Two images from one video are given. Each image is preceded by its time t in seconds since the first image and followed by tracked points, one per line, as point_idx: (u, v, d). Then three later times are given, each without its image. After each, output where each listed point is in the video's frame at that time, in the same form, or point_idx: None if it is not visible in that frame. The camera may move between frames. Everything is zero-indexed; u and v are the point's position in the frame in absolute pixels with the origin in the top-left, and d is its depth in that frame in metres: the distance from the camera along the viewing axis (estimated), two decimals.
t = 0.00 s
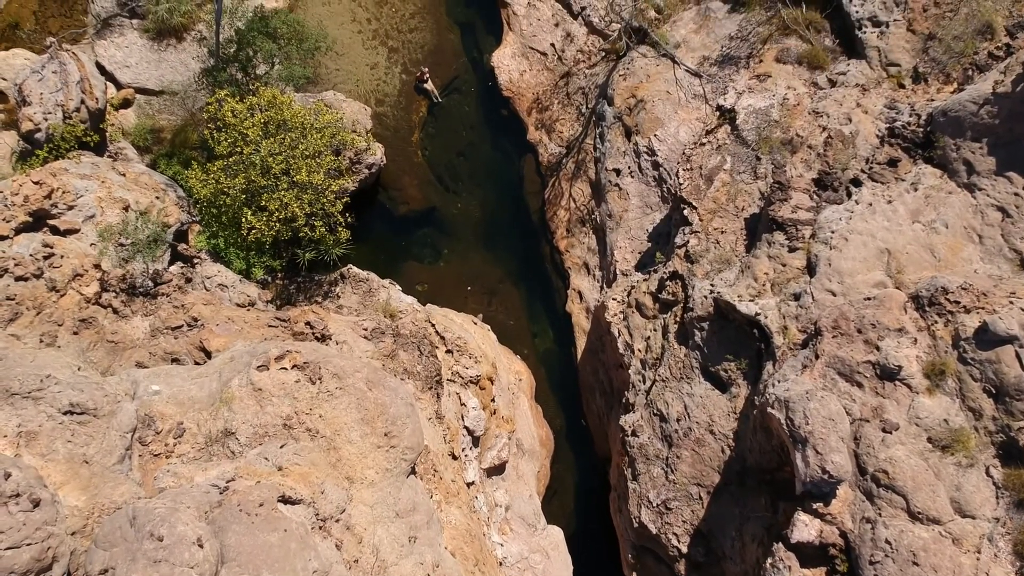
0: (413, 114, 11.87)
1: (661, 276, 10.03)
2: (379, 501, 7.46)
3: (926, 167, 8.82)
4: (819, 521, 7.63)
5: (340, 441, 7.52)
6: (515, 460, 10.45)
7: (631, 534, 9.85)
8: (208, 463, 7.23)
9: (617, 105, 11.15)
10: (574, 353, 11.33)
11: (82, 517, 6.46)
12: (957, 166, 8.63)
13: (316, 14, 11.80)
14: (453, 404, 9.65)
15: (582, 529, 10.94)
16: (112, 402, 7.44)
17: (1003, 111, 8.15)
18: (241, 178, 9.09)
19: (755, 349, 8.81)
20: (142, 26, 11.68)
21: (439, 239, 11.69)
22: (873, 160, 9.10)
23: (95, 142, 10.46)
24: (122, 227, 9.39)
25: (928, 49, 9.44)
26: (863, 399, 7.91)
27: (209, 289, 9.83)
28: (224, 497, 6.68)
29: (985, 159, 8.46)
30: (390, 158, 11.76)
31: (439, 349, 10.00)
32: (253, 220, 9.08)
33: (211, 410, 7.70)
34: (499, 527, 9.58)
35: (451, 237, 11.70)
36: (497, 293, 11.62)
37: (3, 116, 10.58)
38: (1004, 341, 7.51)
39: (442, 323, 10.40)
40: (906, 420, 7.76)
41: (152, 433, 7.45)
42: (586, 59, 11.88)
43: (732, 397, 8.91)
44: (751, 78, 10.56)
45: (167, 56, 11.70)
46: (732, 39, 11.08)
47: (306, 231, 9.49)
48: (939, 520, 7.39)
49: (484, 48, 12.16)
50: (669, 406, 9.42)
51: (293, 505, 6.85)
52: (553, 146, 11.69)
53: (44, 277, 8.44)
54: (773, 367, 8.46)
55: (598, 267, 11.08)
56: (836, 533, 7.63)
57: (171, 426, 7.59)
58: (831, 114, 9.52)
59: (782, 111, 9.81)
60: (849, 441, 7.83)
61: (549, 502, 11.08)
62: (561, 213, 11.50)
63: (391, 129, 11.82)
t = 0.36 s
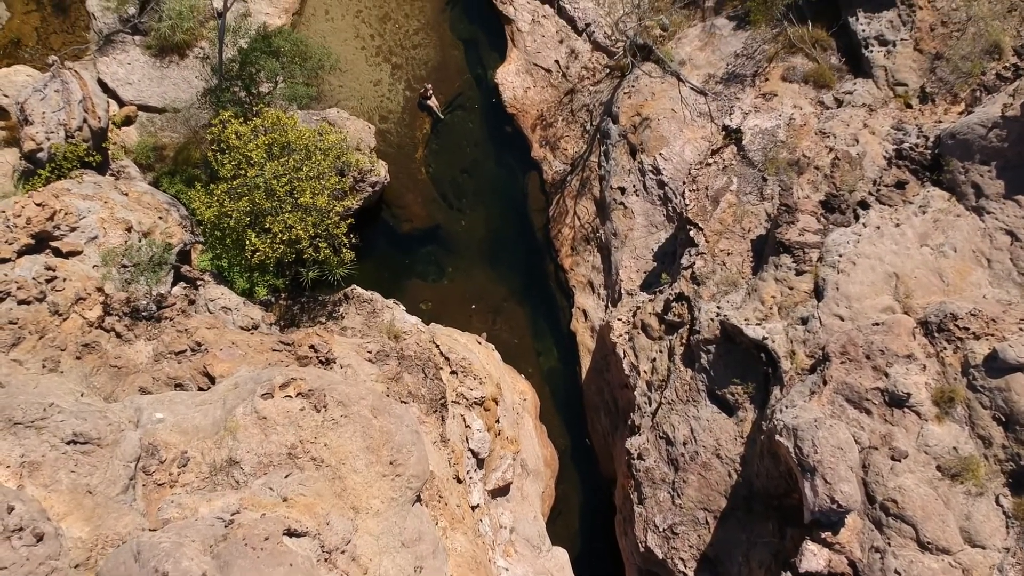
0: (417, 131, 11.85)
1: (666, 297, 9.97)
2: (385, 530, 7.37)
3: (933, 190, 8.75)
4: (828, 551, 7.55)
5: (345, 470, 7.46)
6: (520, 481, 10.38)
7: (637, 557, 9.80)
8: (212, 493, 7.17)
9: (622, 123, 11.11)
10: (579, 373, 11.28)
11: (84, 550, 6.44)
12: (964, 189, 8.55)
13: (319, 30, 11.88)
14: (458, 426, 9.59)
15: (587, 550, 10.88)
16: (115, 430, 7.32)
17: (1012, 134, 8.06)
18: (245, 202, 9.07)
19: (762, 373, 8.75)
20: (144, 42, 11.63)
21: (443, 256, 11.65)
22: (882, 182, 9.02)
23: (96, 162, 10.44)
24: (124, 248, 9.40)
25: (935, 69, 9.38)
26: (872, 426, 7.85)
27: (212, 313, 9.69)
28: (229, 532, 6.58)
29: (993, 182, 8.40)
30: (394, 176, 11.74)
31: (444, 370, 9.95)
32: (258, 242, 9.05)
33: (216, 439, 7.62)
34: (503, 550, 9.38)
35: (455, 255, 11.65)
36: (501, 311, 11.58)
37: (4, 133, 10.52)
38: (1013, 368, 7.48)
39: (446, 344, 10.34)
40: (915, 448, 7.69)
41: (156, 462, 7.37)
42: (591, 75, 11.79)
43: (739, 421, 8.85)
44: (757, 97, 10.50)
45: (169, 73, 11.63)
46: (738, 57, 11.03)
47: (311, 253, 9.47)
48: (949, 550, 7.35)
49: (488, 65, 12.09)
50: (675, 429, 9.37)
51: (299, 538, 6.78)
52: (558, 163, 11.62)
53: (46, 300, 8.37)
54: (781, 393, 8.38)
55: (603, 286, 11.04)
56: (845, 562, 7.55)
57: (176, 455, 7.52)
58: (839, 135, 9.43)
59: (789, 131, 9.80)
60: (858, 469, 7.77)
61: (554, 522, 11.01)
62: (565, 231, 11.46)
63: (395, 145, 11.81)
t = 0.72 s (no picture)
0: (421, 147, 11.80)
1: (674, 318, 9.94)
2: (392, 560, 7.22)
3: (943, 212, 8.59)
4: None
5: (352, 498, 7.38)
6: (525, 501, 10.34)
7: None
8: (218, 523, 7.12)
9: (628, 141, 11.07)
10: (584, 391, 11.23)
11: None
12: (974, 212, 8.41)
13: (323, 46, 11.85)
14: (464, 447, 9.52)
15: (593, 570, 10.84)
16: (120, 459, 7.28)
17: (1021, 157, 7.92)
18: (250, 224, 9.05)
19: (770, 396, 8.68)
20: (148, 58, 11.57)
21: (447, 273, 11.62)
22: (890, 204, 8.89)
23: (100, 180, 10.34)
24: (128, 270, 9.29)
25: (943, 88, 9.26)
26: (882, 453, 7.79)
27: (217, 334, 9.71)
28: (236, 565, 6.50)
29: (1003, 206, 8.26)
30: (399, 193, 11.70)
31: (449, 391, 9.90)
32: (263, 264, 9.04)
33: (222, 467, 7.55)
34: (510, 571, 9.27)
35: (459, 272, 11.62)
36: (506, 328, 11.54)
37: (7, 150, 10.50)
38: None
39: (451, 363, 10.28)
40: (926, 475, 7.63)
41: (162, 490, 7.30)
42: (596, 92, 11.74)
43: (748, 444, 8.80)
44: (764, 116, 10.52)
45: (172, 90, 11.58)
46: (744, 74, 10.98)
47: (316, 274, 9.45)
48: None
49: (492, 80, 12.03)
50: (682, 451, 9.33)
51: (306, 569, 6.76)
52: (564, 180, 11.58)
53: (50, 324, 8.34)
54: (790, 416, 8.29)
55: (609, 304, 10.99)
56: None
57: (181, 483, 7.43)
58: (846, 155, 9.36)
59: (796, 151, 9.73)
60: (868, 496, 7.72)
61: (559, 542, 10.96)
62: (571, 248, 11.40)
63: (399, 162, 11.76)
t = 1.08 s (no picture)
0: (427, 164, 11.78)
1: (680, 339, 9.89)
2: None
3: (952, 236, 8.49)
4: None
5: (359, 527, 7.33)
6: (531, 522, 10.30)
7: None
8: (223, 553, 7.06)
9: (634, 159, 11.04)
10: (590, 410, 11.20)
11: None
12: (983, 235, 8.28)
13: (328, 63, 11.81)
14: (470, 469, 9.45)
15: None
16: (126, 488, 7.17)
17: None
18: (255, 247, 9.03)
19: (778, 421, 8.62)
20: (151, 75, 11.52)
21: (452, 291, 11.62)
22: (898, 226, 8.81)
23: (104, 201, 10.32)
24: (133, 292, 9.24)
25: (952, 108, 9.19)
26: (892, 480, 7.67)
27: (222, 357, 9.62)
28: None
29: (1013, 229, 8.12)
30: (404, 211, 11.68)
31: (455, 412, 9.88)
32: (268, 287, 9.01)
33: (227, 495, 7.54)
34: None
35: (464, 290, 11.62)
36: (511, 347, 11.51)
37: (10, 167, 10.39)
38: None
39: (457, 385, 10.27)
40: (935, 503, 7.45)
41: (168, 519, 7.24)
42: (602, 109, 11.68)
43: (755, 468, 8.73)
44: (771, 134, 10.44)
45: (177, 107, 11.54)
46: (751, 92, 10.95)
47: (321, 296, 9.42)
48: None
49: (498, 97, 11.99)
50: (690, 475, 9.29)
51: None
52: (569, 198, 11.51)
53: (55, 347, 8.31)
54: (799, 442, 8.24)
55: (614, 323, 10.95)
56: None
57: (187, 513, 7.38)
58: (854, 176, 9.25)
59: (804, 171, 9.64)
60: (877, 524, 7.54)
61: (565, 562, 10.91)
62: (576, 267, 11.36)
63: (404, 179, 11.74)
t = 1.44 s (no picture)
0: (430, 179, 11.77)
1: (685, 358, 9.86)
2: None
3: (958, 257, 8.39)
4: None
5: (363, 555, 7.26)
6: (535, 541, 10.26)
7: None
8: None
9: (638, 176, 11.03)
10: (594, 428, 11.17)
11: None
12: (990, 257, 8.20)
13: (330, 78, 11.78)
14: (474, 490, 9.38)
15: None
16: (128, 515, 7.15)
17: None
18: (259, 268, 8.98)
19: (783, 442, 8.58)
20: (153, 91, 11.47)
21: (456, 307, 11.61)
22: (904, 247, 8.69)
23: (106, 220, 10.28)
24: (135, 312, 9.30)
25: (958, 127, 9.11)
26: (898, 506, 7.56)
27: (225, 379, 9.58)
28: None
29: (1021, 250, 8.00)
30: (407, 227, 11.68)
31: (459, 432, 9.85)
32: (272, 308, 8.96)
33: (232, 522, 7.42)
34: None
35: (468, 306, 11.60)
36: (515, 364, 11.48)
37: (10, 184, 10.17)
38: None
39: (461, 404, 10.25)
40: (943, 529, 7.33)
41: (171, 547, 7.14)
42: (606, 125, 11.65)
43: (761, 490, 8.72)
44: (776, 152, 10.45)
45: (178, 122, 11.49)
46: (755, 108, 10.93)
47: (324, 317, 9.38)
48: None
49: (501, 112, 11.96)
50: (695, 497, 9.24)
51: None
52: (573, 215, 11.48)
53: (56, 369, 8.27)
54: (804, 466, 8.19)
55: (618, 341, 10.91)
56: None
57: (191, 540, 7.26)
58: (860, 196, 9.20)
59: (810, 191, 9.62)
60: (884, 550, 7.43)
61: None
62: (580, 283, 11.32)
63: (407, 195, 11.73)
